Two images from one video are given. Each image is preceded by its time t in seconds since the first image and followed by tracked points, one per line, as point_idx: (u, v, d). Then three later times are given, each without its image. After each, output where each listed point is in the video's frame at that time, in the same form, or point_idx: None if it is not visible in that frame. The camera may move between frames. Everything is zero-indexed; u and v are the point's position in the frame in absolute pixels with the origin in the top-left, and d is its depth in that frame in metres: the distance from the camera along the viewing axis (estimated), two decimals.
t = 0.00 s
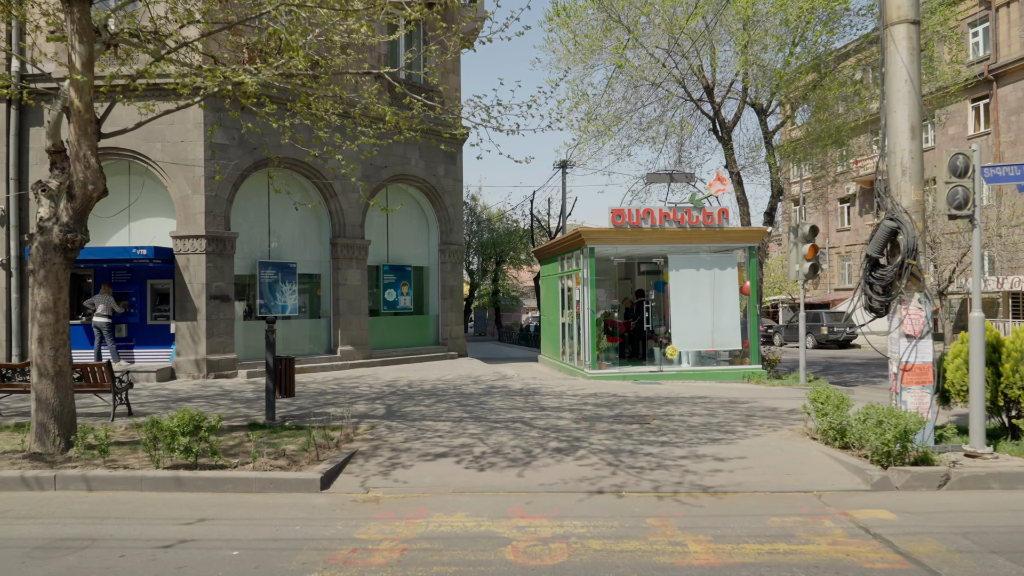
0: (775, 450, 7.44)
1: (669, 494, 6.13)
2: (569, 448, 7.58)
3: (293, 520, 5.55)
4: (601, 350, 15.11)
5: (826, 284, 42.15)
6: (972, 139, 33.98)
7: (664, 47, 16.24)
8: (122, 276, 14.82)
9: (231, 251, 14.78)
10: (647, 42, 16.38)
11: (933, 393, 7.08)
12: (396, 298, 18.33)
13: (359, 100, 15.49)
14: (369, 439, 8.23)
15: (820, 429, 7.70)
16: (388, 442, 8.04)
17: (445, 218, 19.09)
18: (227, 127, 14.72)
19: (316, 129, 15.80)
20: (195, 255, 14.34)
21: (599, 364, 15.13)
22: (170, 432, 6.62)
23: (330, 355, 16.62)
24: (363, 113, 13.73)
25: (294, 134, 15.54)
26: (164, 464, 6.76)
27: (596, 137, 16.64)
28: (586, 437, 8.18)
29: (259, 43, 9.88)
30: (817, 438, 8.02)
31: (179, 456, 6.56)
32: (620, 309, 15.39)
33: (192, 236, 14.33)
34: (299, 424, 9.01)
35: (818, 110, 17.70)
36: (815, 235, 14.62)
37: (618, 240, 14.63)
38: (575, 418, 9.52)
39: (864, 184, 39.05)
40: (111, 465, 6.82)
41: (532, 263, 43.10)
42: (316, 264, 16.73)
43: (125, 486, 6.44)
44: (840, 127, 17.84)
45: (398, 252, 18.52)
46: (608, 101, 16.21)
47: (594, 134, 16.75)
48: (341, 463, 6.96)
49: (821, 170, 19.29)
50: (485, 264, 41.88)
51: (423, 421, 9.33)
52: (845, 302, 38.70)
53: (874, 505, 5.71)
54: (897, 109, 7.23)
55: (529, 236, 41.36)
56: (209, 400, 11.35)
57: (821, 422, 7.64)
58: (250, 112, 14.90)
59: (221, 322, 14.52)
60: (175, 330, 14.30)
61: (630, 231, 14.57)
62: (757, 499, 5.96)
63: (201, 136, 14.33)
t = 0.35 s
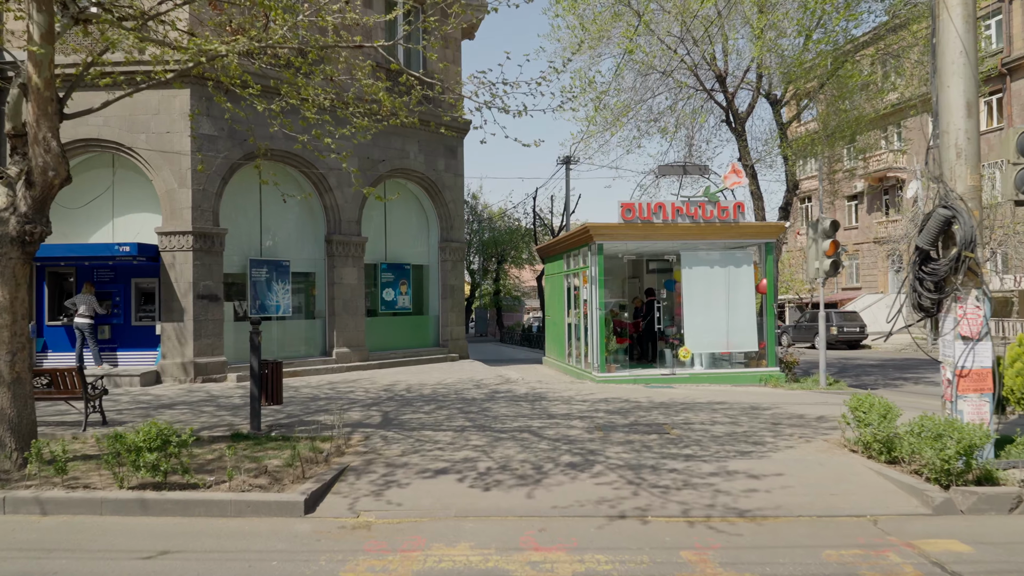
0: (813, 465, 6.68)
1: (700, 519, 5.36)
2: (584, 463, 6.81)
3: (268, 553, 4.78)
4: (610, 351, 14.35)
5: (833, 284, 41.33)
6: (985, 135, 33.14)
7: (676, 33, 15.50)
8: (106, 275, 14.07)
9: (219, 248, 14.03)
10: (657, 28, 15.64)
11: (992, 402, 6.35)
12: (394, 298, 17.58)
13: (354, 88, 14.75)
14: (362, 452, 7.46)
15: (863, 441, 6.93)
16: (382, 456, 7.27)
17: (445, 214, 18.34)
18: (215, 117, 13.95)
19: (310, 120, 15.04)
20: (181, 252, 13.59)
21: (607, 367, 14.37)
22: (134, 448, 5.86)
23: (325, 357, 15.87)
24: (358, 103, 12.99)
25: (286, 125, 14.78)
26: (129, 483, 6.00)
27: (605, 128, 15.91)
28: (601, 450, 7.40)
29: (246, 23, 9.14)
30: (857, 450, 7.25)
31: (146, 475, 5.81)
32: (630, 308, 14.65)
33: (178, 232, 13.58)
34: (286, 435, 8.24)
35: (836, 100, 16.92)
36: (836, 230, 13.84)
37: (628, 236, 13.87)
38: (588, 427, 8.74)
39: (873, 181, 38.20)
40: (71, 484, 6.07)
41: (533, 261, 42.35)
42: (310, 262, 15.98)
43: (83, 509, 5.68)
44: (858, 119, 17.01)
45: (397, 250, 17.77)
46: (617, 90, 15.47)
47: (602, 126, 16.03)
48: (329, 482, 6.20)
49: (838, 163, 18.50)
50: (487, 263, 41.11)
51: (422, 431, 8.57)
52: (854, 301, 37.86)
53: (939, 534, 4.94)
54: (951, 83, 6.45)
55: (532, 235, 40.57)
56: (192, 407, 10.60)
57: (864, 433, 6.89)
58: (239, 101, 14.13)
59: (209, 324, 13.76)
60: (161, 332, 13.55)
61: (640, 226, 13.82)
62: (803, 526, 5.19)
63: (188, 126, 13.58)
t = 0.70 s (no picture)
0: (862, 489, 5.94)
1: (745, 557, 4.61)
2: (604, 486, 6.07)
3: None
4: (621, 355, 13.59)
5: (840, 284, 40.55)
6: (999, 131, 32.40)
7: (689, 20, 14.74)
8: (89, 276, 13.34)
9: (209, 247, 13.29)
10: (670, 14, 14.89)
11: None
12: (394, 300, 16.85)
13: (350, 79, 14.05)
14: (355, 472, 6.71)
15: (916, 460, 6.20)
16: (379, 478, 6.53)
17: (447, 211, 17.62)
18: (204, 110, 13.22)
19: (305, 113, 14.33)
20: (168, 252, 12.86)
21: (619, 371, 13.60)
22: (94, 473, 5.12)
23: (321, 362, 15.14)
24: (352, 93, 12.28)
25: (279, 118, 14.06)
26: (88, 513, 5.25)
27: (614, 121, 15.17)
28: (620, 470, 6.65)
29: (230, 2, 8.41)
30: (907, 470, 6.50)
31: (107, 505, 5.06)
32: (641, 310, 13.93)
33: (165, 230, 12.85)
34: (274, 452, 7.50)
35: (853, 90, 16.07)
36: (860, 228, 13.07)
37: (640, 234, 13.14)
38: (604, 441, 8.01)
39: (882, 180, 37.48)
40: (24, 513, 5.33)
41: (536, 261, 41.62)
42: (305, 262, 15.26)
43: (34, 543, 4.93)
44: (878, 112, 16.27)
45: (396, 249, 17.05)
46: (627, 81, 14.75)
47: (611, 118, 15.29)
48: (316, 512, 5.45)
49: (854, 158, 17.78)
50: (488, 265, 40.43)
51: (422, 446, 7.82)
52: (863, 303, 37.10)
53: None
54: (1017, 59, 5.70)
55: (535, 235, 39.84)
56: (176, 417, 9.86)
57: (917, 452, 6.14)
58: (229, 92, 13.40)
59: (198, 327, 13.04)
60: (146, 336, 12.82)
61: (653, 223, 13.08)
62: (867, 567, 4.45)
63: (176, 118, 12.84)
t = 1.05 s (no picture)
0: (916, 514, 5.26)
1: None
2: (624, 510, 5.39)
3: None
4: (631, 359, 12.92)
5: (848, 284, 39.75)
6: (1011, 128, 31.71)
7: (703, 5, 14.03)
8: (72, 277, 12.70)
9: (197, 245, 12.62)
10: None
11: None
12: (392, 301, 16.17)
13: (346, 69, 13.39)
14: (345, 492, 6.02)
15: (973, 480, 5.52)
16: (371, 499, 5.85)
17: (448, 208, 16.96)
18: (191, 101, 12.58)
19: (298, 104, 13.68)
20: (154, 250, 12.21)
21: (629, 376, 12.93)
22: (40, 500, 4.44)
23: (316, 365, 14.47)
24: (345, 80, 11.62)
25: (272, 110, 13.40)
26: (35, 545, 4.57)
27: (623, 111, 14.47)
28: (640, 490, 5.96)
29: None
30: (960, 490, 5.84)
31: (56, 537, 4.39)
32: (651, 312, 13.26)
33: (150, 228, 12.19)
34: (257, 468, 6.83)
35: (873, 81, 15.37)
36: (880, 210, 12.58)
37: (652, 231, 12.48)
38: (618, 454, 7.33)
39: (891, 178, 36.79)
40: None
41: (538, 261, 40.88)
42: (299, 261, 14.60)
43: None
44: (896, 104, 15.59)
45: (395, 248, 16.39)
46: (637, 70, 14.05)
47: (620, 109, 14.59)
48: (297, 543, 4.77)
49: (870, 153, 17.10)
50: (490, 266, 39.75)
51: (420, 460, 7.15)
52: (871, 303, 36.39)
53: None
54: None
55: (537, 235, 39.16)
56: (157, 427, 9.19)
57: (976, 471, 5.48)
58: (218, 82, 12.75)
59: (186, 329, 12.38)
60: (131, 339, 12.16)
61: (666, 219, 12.42)
62: None
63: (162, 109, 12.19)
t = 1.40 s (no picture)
0: (980, 540, 4.58)
1: None
2: (643, 535, 4.71)
3: None
4: (641, 360, 12.23)
5: (856, 283, 39.02)
6: None
7: None
8: (51, 274, 12.05)
9: (182, 241, 11.97)
10: None
11: None
12: (390, 299, 15.52)
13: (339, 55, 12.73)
14: (327, 510, 5.35)
15: None
16: (356, 520, 5.18)
17: (447, 204, 16.31)
18: (176, 88, 11.90)
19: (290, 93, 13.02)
20: (136, 245, 11.56)
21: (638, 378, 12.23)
22: None
23: (309, 367, 13.81)
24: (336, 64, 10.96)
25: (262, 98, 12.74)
26: None
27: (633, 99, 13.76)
28: (660, 509, 5.29)
29: None
30: (1022, 510, 5.17)
31: None
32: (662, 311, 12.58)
33: (133, 222, 11.54)
34: (233, 483, 6.16)
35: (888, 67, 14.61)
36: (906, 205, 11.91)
37: (663, 225, 11.81)
38: (632, 466, 6.66)
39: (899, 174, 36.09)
40: None
41: (540, 259, 40.20)
42: (292, 258, 13.94)
43: None
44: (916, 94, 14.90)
45: (392, 245, 15.73)
46: (648, 55, 13.34)
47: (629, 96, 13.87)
48: None
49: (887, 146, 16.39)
50: (492, 265, 39.07)
51: (413, 474, 6.47)
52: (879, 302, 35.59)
53: None
54: None
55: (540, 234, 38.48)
56: (132, 434, 8.52)
57: None
58: (204, 69, 12.09)
59: (170, 329, 11.72)
60: (112, 339, 11.51)
61: (677, 212, 11.76)
62: None
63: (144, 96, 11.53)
